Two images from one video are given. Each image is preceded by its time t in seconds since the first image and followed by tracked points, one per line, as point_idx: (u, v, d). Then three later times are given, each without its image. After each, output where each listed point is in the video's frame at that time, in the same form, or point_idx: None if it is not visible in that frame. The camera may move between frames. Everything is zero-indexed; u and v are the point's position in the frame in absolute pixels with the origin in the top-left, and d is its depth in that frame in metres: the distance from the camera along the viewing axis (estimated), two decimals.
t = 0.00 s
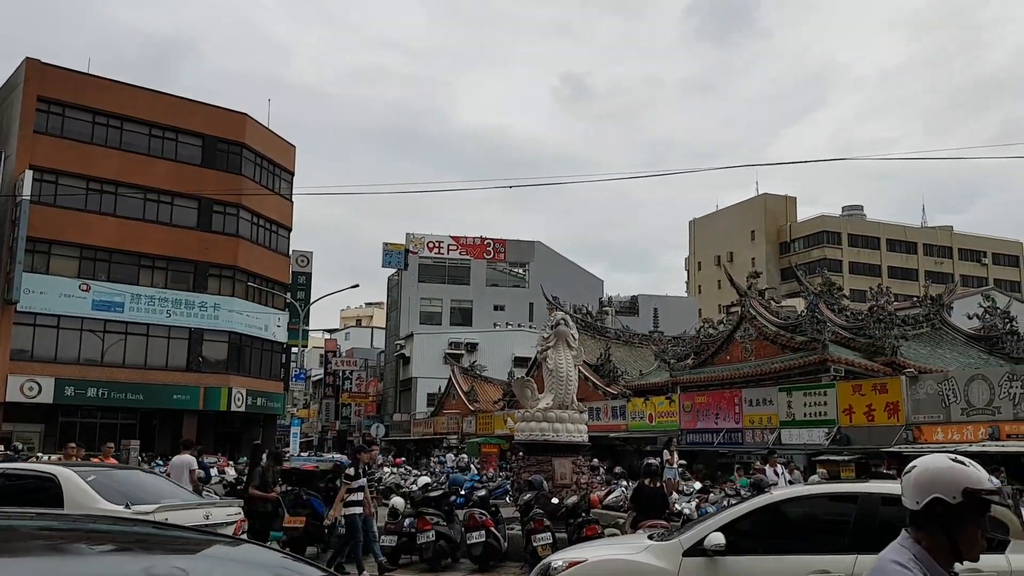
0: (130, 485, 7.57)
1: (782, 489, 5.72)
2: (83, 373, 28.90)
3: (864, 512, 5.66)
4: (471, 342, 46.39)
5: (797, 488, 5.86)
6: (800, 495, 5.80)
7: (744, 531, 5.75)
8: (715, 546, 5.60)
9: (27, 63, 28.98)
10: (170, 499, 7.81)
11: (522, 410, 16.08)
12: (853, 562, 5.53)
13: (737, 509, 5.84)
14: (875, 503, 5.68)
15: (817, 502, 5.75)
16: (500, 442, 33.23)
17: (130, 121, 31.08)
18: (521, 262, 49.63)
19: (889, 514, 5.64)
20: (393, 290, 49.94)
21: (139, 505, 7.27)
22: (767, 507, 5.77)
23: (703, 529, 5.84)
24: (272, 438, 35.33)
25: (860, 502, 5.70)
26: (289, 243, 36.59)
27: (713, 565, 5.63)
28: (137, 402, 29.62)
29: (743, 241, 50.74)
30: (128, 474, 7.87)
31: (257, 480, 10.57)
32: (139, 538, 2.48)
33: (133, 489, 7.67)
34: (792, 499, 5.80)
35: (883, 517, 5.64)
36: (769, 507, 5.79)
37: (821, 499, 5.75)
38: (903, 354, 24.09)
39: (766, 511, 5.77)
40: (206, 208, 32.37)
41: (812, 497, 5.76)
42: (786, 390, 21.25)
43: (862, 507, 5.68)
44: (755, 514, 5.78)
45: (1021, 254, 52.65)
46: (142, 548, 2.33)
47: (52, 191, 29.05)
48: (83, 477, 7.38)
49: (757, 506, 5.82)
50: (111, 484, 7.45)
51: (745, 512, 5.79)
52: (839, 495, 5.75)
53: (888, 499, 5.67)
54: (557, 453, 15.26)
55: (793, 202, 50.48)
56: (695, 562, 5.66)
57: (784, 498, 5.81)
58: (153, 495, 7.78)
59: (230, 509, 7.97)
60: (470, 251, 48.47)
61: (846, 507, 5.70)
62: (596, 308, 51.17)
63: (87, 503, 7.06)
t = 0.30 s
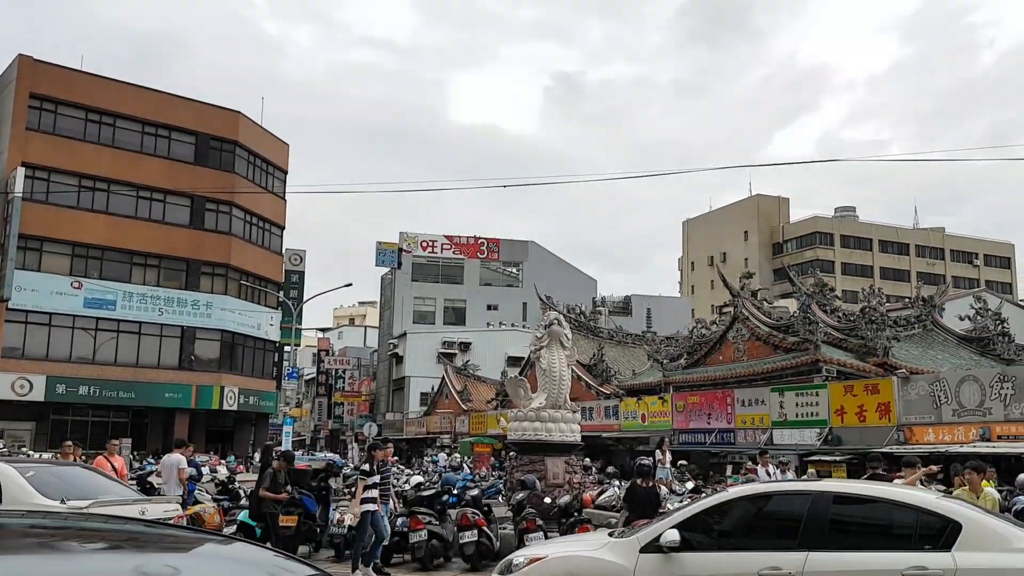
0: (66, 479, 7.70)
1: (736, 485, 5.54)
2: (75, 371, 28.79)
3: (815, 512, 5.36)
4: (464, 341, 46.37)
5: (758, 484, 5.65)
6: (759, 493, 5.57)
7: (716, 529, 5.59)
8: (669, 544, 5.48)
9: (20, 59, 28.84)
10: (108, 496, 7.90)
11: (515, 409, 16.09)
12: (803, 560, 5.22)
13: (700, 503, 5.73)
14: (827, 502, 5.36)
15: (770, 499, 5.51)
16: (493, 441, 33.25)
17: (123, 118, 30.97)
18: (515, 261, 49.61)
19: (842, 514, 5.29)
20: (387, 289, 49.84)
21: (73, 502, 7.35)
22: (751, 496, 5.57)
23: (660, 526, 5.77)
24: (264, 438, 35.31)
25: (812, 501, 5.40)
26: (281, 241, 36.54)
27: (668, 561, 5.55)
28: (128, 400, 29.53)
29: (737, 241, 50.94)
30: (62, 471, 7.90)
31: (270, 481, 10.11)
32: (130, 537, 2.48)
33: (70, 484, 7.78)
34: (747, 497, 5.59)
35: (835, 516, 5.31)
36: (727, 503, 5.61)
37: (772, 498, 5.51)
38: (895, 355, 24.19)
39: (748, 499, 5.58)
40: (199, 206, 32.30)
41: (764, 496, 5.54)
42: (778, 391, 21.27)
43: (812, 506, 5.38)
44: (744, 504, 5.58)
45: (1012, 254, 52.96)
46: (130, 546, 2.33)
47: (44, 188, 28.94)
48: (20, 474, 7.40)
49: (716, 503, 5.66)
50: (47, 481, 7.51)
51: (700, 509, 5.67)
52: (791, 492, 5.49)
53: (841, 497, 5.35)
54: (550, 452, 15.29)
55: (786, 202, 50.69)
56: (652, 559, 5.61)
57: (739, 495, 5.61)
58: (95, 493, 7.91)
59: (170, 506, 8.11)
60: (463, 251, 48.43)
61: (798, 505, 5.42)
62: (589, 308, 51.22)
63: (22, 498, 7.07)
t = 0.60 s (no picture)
0: None
1: (683, 483, 5.60)
2: (60, 371, 28.58)
3: (755, 510, 5.40)
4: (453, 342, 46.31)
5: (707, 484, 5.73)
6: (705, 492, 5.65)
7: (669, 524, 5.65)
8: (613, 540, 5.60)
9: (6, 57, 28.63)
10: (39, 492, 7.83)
11: (504, 410, 16.10)
12: (743, 555, 5.23)
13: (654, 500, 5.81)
14: (767, 499, 5.40)
15: (716, 498, 5.57)
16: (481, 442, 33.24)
17: (110, 117, 30.78)
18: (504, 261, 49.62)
19: (781, 511, 5.33)
20: (375, 289, 49.73)
21: None
22: (717, 495, 5.56)
23: (607, 524, 5.86)
24: (251, 438, 35.18)
25: (753, 499, 5.44)
26: (269, 241, 36.43)
27: (614, 558, 5.64)
28: (114, 400, 29.35)
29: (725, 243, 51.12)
30: None
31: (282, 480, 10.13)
32: (116, 537, 2.47)
33: None
34: (693, 495, 5.66)
35: (775, 513, 5.34)
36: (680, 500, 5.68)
37: (716, 497, 5.57)
38: (881, 356, 24.32)
39: (702, 497, 5.62)
40: (186, 205, 32.14)
41: (708, 495, 5.60)
42: (765, 392, 21.38)
43: (753, 504, 5.42)
44: (708, 502, 5.58)
45: (998, 256, 53.26)
46: (116, 546, 2.32)
47: (30, 187, 28.73)
48: None
49: (664, 501, 5.75)
50: None
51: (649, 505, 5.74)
52: (735, 489, 5.55)
53: (781, 495, 5.39)
54: (539, 453, 15.30)
55: (773, 204, 50.95)
56: (598, 555, 5.70)
57: (686, 492, 5.69)
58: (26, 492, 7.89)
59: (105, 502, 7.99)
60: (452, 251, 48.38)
61: (739, 503, 5.47)
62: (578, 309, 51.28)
63: None
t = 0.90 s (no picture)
0: None
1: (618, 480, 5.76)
2: (47, 371, 28.41)
3: (687, 507, 5.53)
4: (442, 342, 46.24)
5: (647, 482, 5.87)
6: (643, 488, 5.80)
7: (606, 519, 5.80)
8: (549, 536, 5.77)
9: None
10: None
11: (494, 410, 16.10)
12: (672, 551, 5.36)
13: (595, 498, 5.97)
14: (699, 496, 5.54)
15: (653, 496, 5.72)
16: (470, 444, 33.21)
17: (98, 116, 30.61)
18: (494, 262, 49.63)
19: (713, 508, 5.45)
20: (365, 290, 49.64)
21: None
22: (652, 493, 5.72)
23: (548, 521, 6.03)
24: (240, 439, 35.02)
25: (687, 496, 5.58)
26: (258, 241, 36.32)
27: (551, 554, 5.81)
28: (102, 401, 29.18)
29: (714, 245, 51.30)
30: None
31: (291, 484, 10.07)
32: (102, 538, 2.46)
33: None
34: (631, 493, 5.80)
35: (705, 510, 5.47)
36: (617, 498, 5.81)
37: (651, 495, 5.73)
38: (869, 358, 24.44)
39: (639, 494, 5.77)
40: (174, 205, 32.00)
41: (645, 492, 5.75)
42: (754, 392, 21.48)
43: (686, 501, 5.56)
44: (645, 500, 5.73)
45: (985, 258, 53.58)
46: (102, 548, 2.31)
47: (17, 186, 28.55)
48: None
49: (604, 498, 5.90)
50: None
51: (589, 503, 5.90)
52: (672, 487, 5.69)
53: (713, 493, 5.51)
54: (529, 454, 15.31)
55: (762, 206, 51.17)
56: (536, 552, 5.88)
57: (624, 490, 5.83)
58: None
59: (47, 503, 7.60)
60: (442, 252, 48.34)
61: (674, 500, 5.62)
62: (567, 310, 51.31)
63: None
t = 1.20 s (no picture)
0: None
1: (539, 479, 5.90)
2: (26, 371, 28.14)
3: (605, 503, 5.69)
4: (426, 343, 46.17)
5: (568, 480, 6.02)
6: (564, 485, 5.94)
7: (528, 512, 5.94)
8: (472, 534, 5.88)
9: None
10: None
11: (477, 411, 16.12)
12: (590, 547, 5.52)
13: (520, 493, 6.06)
14: (615, 495, 5.70)
15: (574, 495, 5.86)
16: (454, 444, 33.17)
17: (79, 115, 30.32)
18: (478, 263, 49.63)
19: (630, 505, 5.60)
20: (349, 290, 49.46)
21: None
22: (572, 490, 5.87)
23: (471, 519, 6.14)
24: (222, 441, 34.85)
25: (606, 493, 5.73)
26: (241, 241, 36.12)
27: (473, 551, 5.92)
28: (82, 402, 28.92)
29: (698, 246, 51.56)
30: None
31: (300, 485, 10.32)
32: (81, 540, 2.45)
33: None
34: (553, 490, 5.94)
35: (622, 506, 5.63)
36: (539, 495, 5.95)
37: (570, 492, 5.88)
38: (850, 358, 24.63)
39: (562, 491, 5.90)
40: (155, 205, 31.76)
41: (564, 490, 5.90)
42: (736, 392, 21.61)
43: (603, 497, 5.72)
44: (567, 496, 5.87)
45: (965, 259, 54.11)
46: (79, 550, 2.29)
47: None
48: None
49: (528, 495, 6.01)
50: None
51: (512, 500, 5.99)
52: (593, 484, 5.83)
53: (629, 491, 5.68)
54: (512, 454, 15.34)
55: (744, 207, 51.47)
56: (458, 550, 5.98)
57: (544, 487, 5.97)
58: None
59: None
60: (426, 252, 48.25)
61: (592, 497, 5.77)
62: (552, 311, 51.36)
63: None
